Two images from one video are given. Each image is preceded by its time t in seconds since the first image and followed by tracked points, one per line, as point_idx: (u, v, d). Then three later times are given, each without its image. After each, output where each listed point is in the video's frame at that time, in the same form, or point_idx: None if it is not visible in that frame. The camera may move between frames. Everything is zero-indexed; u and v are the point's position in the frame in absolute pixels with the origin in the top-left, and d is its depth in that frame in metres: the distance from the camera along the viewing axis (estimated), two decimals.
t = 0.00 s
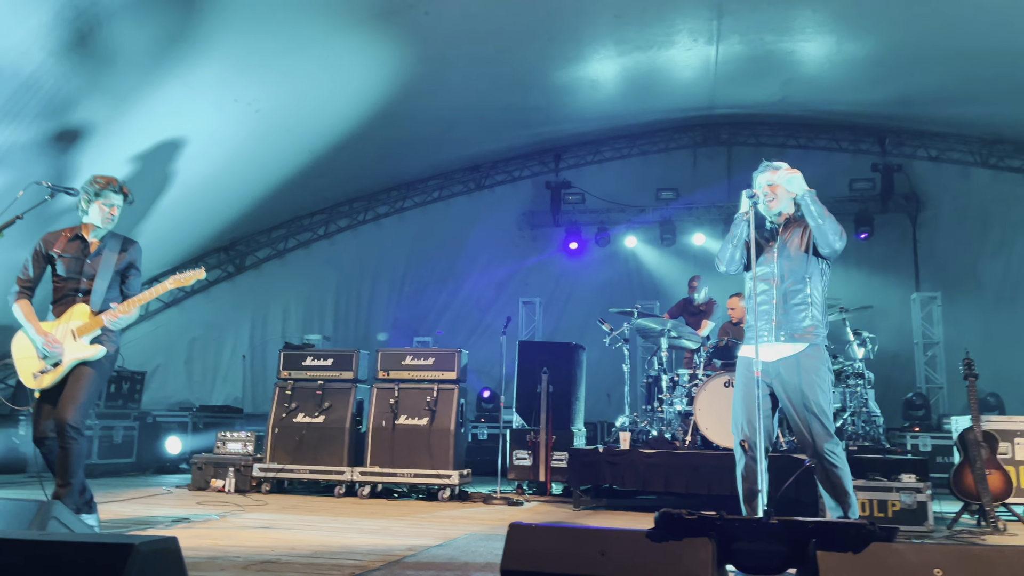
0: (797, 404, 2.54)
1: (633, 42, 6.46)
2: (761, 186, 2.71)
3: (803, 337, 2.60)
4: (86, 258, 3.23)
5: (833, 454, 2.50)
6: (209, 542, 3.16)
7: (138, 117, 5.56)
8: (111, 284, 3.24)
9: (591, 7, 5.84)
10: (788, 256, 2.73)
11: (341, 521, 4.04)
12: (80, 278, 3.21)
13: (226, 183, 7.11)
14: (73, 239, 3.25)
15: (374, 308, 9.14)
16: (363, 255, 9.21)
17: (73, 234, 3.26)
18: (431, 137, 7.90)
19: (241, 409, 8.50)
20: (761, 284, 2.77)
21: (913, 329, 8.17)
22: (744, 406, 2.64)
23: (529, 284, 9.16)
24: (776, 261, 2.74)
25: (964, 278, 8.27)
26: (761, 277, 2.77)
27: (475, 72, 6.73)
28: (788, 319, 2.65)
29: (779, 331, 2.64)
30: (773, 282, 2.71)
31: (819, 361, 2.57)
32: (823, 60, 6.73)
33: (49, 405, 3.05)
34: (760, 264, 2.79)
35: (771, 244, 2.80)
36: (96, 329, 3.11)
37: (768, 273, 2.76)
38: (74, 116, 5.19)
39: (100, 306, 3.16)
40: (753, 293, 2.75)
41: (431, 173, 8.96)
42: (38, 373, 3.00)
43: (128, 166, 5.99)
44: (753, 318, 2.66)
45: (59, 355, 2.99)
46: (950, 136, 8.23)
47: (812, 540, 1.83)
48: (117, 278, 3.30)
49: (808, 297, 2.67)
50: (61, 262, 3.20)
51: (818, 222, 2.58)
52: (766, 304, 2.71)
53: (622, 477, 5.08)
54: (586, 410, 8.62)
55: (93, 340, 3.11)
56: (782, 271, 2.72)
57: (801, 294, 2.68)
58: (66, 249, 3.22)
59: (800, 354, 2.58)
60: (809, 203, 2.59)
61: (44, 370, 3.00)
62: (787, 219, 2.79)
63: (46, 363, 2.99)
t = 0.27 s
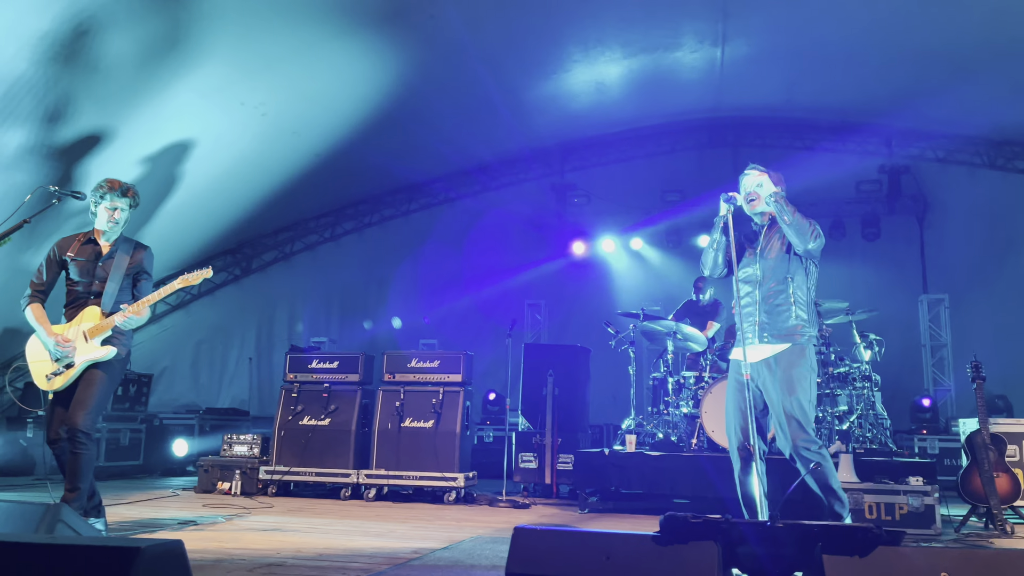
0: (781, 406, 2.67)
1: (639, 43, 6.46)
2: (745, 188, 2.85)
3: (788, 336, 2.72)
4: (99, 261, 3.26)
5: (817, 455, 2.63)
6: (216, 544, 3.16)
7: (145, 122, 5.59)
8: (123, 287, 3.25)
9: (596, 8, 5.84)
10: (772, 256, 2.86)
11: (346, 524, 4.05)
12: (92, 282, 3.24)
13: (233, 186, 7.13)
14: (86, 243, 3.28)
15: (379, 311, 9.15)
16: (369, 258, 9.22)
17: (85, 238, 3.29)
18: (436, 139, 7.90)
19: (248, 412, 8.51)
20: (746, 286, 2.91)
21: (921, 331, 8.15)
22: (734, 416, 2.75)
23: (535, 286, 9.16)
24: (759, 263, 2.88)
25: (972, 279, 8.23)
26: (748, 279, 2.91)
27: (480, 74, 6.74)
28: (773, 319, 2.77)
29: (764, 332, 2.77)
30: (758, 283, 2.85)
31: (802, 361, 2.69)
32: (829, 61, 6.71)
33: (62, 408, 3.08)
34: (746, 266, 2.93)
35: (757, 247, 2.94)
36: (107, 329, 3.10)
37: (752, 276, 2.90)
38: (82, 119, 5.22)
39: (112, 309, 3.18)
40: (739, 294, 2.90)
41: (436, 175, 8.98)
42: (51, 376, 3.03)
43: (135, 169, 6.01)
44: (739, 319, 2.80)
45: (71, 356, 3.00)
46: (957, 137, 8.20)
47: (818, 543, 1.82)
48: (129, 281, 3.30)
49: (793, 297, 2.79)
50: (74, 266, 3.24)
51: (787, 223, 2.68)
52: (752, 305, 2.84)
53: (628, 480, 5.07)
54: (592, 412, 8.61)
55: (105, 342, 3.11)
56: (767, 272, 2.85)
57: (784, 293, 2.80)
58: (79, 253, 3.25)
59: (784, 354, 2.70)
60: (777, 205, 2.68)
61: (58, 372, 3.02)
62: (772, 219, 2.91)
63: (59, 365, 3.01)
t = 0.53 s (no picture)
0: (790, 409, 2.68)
1: (646, 44, 6.45)
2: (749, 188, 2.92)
3: (794, 335, 2.73)
4: (111, 263, 3.28)
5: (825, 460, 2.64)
6: (222, 545, 3.17)
7: (153, 123, 5.61)
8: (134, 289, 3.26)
9: (603, 9, 5.84)
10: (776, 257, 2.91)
11: (353, 525, 4.05)
12: (104, 283, 3.26)
13: (240, 187, 7.15)
14: (99, 246, 3.29)
15: (386, 312, 9.16)
16: (376, 259, 9.23)
17: (98, 241, 3.30)
18: (443, 140, 7.91)
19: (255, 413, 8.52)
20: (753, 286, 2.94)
21: (929, 332, 8.11)
22: (743, 414, 2.77)
23: (542, 288, 9.15)
24: (765, 262, 2.92)
25: (981, 280, 8.20)
26: (755, 279, 2.94)
27: (487, 75, 6.74)
28: (779, 318, 2.79)
29: (770, 330, 2.79)
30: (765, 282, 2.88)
31: (811, 362, 2.69)
32: (837, 61, 6.68)
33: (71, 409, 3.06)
34: (753, 266, 2.98)
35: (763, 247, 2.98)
36: (117, 330, 3.11)
37: (759, 276, 2.93)
38: (90, 121, 5.24)
39: (123, 311, 3.19)
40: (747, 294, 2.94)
41: (443, 176, 8.99)
42: (62, 377, 3.02)
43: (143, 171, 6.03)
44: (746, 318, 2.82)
45: (82, 358, 3.01)
46: (965, 138, 8.16)
47: (826, 544, 1.81)
48: (141, 283, 3.31)
49: (800, 295, 2.80)
50: (87, 268, 3.27)
51: (780, 225, 2.75)
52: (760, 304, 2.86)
53: (635, 481, 5.06)
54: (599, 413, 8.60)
55: (115, 344, 3.13)
56: (773, 272, 2.89)
57: (790, 292, 2.82)
58: (92, 255, 3.27)
59: (791, 354, 2.72)
60: (769, 208, 2.77)
61: (68, 373, 3.02)
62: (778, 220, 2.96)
63: (70, 367, 3.01)
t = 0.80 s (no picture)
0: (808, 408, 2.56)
1: (653, 44, 6.45)
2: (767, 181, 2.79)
3: (818, 335, 2.60)
4: (121, 258, 3.28)
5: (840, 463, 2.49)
6: (228, 544, 3.17)
7: (158, 122, 5.61)
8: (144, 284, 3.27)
9: (609, 8, 5.83)
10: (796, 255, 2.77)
11: (359, 524, 4.05)
12: (113, 277, 3.25)
13: (247, 186, 7.15)
14: (108, 240, 3.33)
15: (392, 312, 9.17)
16: (382, 259, 9.24)
17: (107, 234, 3.34)
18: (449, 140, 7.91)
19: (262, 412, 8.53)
20: (773, 283, 2.80)
21: (937, 333, 8.08)
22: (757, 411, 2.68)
23: (548, 288, 9.15)
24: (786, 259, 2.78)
25: (989, 280, 8.16)
26: (774, 276, 2.81)
27: (493, 75, 6.75)
28: (803, 318, 2.66)
29: (793, 330, 2.66)
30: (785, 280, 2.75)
31: (834, 362, 2.57)
32: (843, 60, 6.66)
33: (85, 405, 3.10)
34: (772, 262, 2.84)
35: (781, 242, 2.85)
36: (128, 325, 3.12)
37: (780, 273, 2.80)
38: (95, 120, 5.25)
39: (133, 305, 3.20)
40: (767, 292, 2.80)
41: (449, 176, 9.00)
42: (73, 371, 3.03)
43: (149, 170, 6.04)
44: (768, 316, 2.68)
45: (93, 354, 3.03)
46: (973, 137, 8.13)
47: (832, 544, 1.79)
48: (149, 277, 3.31)
49: (824, 294, 2.68)
50: (96, 263, 3.27)
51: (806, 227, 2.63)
52: (781, 303, 2.73)
53: (641, 480, 5.05)
54: (606, 413, 8.60)
55: (126, 339, 3.13)
56: (794, 269, 2.76)
57: (815, 290, 2.69)
58: (101, 250, 3.29)
59: (813, 353, 2.59)
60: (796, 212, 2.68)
61: (78, 368, 3.02)
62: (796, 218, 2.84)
63: (80, 362, 3.02)
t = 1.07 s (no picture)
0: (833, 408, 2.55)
1: (657, 43, 6.43)
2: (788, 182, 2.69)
3: (846, 338, 2.58)
4: (129, 263, 3.30)
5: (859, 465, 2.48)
6: (233, 544, 3.17)
7: (164, 122, 5.63)
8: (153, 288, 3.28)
9: (614, 7, 5.82)
10: (822, 256, 2.71)
11: (364, 524, 4.05)
12: (122, 282, 3.28)
13: (253, 186, 7.16)
14: (117, 246, 3.35)
15: (397, 311, 9.17)
16: (387, 258, 9.24)
17: (116, 241, 3.36)
18: (454, 139, 7.91)
19: (268, 411, 8.54)
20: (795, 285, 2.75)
21: (944, 333, 8.05)
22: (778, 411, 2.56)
23: (553, 287, 9.15)
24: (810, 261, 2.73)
25: (996, 279, 8.13)
26: (796, 279, 2.75)
27: (498, 75, 6.74)
28: (830, 321, 2.62)
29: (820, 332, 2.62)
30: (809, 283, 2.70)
31: (861, 366, 2.55)
32: (849, 59, 6.64)
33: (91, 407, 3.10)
34: (793, 264, 2.78)
35: (804, 243, 2.78)
36: (135, 330, 3.13)
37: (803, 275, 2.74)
38: (102, 119, 5.26)
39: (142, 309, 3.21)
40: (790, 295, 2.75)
41: (454, 176, 9.00)
42: (83, 375, 3.06)
43: (155, 170, 6.05)
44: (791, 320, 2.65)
45: (100, 357, 3.04)
46: (980, 136, 8.10)
47: (838, 548, 1.79)
48: (159, 280, 3.33)
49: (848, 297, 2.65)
50: (107, 269, 3.30)
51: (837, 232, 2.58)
52: (804, 305, 2.70)
53: (645, 481, 5.05)
54: (611, 413, 8.59)
55: (134, 342, 3.15)
56: (818, 271, 2.71)
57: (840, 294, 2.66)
58: (111, 256, 3.32)
59: (841, 356, 2.57)
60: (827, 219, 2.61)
61: (86, 371, 3.05)
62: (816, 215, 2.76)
63: (89, 365, 3.04)
